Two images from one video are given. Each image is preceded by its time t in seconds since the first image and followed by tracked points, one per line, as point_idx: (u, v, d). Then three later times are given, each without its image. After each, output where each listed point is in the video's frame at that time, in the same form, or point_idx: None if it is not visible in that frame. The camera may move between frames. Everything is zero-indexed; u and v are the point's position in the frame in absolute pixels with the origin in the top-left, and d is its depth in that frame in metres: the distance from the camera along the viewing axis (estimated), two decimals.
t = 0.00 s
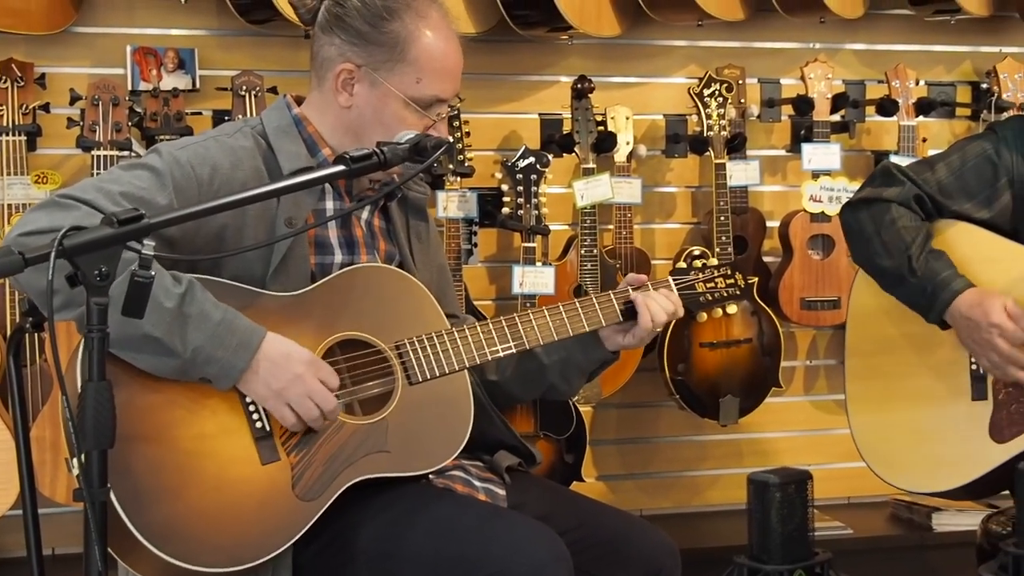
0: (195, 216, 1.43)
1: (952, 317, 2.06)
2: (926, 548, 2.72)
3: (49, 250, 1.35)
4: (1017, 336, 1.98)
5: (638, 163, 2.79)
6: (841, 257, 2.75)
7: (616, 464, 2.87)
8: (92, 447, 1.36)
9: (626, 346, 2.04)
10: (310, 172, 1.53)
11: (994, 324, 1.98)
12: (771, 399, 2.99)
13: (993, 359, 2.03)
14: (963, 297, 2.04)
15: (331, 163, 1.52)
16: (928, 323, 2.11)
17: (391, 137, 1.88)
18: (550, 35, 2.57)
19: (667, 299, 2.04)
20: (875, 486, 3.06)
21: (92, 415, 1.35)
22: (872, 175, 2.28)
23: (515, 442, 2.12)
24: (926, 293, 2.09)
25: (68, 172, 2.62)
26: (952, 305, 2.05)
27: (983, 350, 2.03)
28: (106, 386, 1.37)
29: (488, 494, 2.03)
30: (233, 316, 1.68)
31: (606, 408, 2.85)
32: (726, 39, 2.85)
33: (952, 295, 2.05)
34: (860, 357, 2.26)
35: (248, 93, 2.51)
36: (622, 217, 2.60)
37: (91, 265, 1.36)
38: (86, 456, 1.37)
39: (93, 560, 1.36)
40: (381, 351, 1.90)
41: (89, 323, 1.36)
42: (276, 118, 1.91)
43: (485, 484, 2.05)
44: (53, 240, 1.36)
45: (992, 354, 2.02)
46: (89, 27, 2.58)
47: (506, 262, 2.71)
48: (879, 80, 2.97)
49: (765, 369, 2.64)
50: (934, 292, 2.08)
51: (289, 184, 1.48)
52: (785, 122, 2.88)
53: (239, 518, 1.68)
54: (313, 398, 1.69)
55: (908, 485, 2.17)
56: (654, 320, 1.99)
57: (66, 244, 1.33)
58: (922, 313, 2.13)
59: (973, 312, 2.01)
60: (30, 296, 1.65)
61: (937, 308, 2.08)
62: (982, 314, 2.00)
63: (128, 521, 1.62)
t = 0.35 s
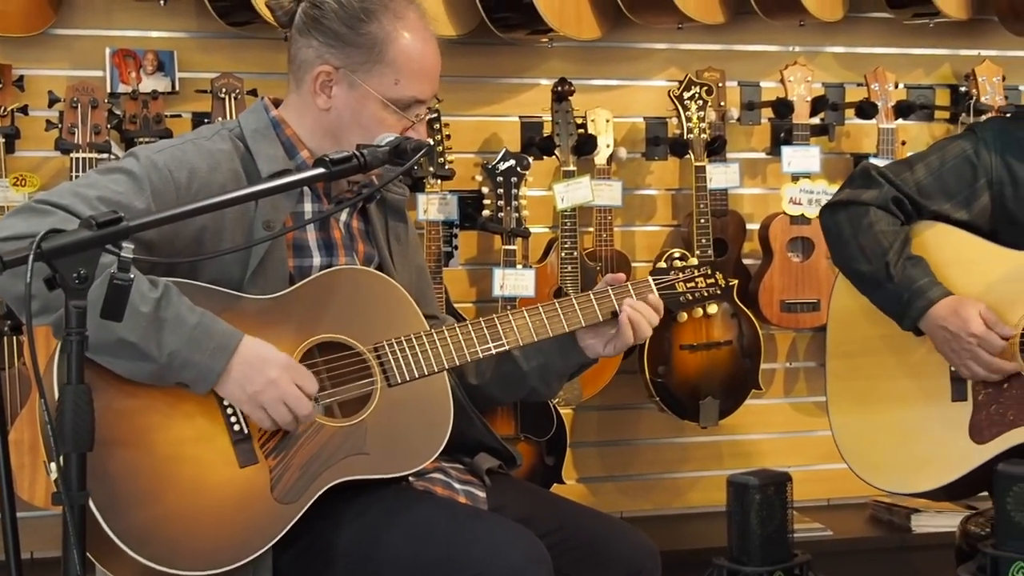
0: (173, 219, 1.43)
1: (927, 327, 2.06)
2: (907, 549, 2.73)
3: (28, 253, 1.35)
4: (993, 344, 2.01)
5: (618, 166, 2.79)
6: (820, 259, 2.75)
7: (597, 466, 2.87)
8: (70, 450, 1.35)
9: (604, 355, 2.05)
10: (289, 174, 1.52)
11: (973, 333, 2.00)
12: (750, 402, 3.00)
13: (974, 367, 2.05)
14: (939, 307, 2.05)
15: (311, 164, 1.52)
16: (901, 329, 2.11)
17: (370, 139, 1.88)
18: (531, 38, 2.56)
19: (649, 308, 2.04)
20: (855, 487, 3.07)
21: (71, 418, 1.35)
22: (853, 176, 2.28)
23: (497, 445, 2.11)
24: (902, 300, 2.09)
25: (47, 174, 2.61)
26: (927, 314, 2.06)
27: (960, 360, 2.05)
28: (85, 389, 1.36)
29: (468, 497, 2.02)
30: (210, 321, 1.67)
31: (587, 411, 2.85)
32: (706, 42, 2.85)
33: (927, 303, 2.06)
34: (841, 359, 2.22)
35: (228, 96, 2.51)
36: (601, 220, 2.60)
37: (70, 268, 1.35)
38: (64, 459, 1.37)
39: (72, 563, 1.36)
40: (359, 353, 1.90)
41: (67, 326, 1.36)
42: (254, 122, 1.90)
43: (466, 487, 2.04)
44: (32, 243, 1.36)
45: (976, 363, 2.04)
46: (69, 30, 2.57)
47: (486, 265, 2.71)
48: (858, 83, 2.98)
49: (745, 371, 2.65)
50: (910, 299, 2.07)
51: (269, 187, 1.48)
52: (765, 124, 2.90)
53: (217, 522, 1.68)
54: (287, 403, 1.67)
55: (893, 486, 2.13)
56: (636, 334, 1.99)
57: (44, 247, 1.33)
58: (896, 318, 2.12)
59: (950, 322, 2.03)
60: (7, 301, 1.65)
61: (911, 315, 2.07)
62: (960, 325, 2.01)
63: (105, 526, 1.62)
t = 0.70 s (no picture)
0: (148, 222, 1.42)
1: (904, 337, 2.07)
2: (884, 550, 2.74)
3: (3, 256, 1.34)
4: (970, 360, 2.02)
5: (596, 168, 2.79)
6: (798, 261, 2.76)
7: (575, 468, 2.88)
8: (46, 454, 1.35)
9: (579, 358, 2.03)
10: (266, 177, 1.52)
11: (950, 350, 2.01)
12: (728, 403, 3.00)
13: (947, 384, 2.06)
14: (916, 321, 2.06)
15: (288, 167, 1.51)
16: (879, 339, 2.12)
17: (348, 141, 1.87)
18: (509, 40, 2.56)
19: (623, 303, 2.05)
20: (832, 489, 3.08)
21: (47, 422, 1.35)
22: (835, 181, 2.28)
23: (474, 446, 2.13)
24: (881, 310, 2.10)
25: (23, 176, 2.60)
26: (906, 325, 2.07)
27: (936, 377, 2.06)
28: (61, 392, 1.36)
29: (447, 498, 2.02)
30: (187, 322, 1.67)
31: (565, 413, 2.86)
32: (684, 44, 2.86)
33: (906, 316, 2.07)
34: (819, 360, 2.22)
35: (205, 98, 2.50)
36: (579, 222, 2.60)
37: (45, 271, 1.35)
38: (41, 463, 1.37)
39: (48, 567, 1.35)
40: (337, 356, 1.89)
41: (43, 329, 1.35)
42: (231, 125, 1.89)
43: (444, 490, 2.04)
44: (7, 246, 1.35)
45: (950, 383, 2.05)
46: (45, 31, 2.56)
47: (464, 267, 2.71)
48: (835, 86, 2.98)
49: (722, 374, 2.65)
50: (888, 311, 2.08)
51: (248, 189, 1.48)
52: (742, 127, 2.90)
53: (194, 525, 1.68)
54: (271, 400, 1.69)
55: (864, 486, 2.13)
56: (602, 329, 1.97)
57: (19, 250, 1.32)
58: (874, 328, 2.13)
59: (926, 338, 2.04)
60: None
61: (890, 325, 2.08)
62: (937, 341, 2.03)
63: (82, 531, 1.61)
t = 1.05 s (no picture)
0: (127, 223, 1.41)
1: (880, 330, 2.07)
2: (862, 551, 2.74)
3: None
4: (941, 349, 2.00)
5: (575, 170, 2.79)
6: (776, 262, 2.77)
7: (553, 470, 2.88)
8: (22, 458, 1.35)
9: (562, 361, 2.01)
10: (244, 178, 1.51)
11: (919, 336, 2.00)
12: (707, 405, 3.01)
13: (922, 370, 2.04)
14: (891, 311, 2.05)
15: (266, 168, 1.50)
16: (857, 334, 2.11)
17: (321, 139, 1.86)
18: (487, 42, 2.55)
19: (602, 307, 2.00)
20: (810, 490, 3.08)
21: (23, 425, 1.34)
22: (810, 185, 2.29)
23: (453, 447, 2.12)
24: (857, 305, 2.09)
25: None
26: (882, 319, 2.06)
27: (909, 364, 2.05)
28: (38, 395, 1.35)
29: (425, 500, 2.02)
30: (164, 332, 1.66)
31: (544, 414, 2.86)
32: (662, 46, 2.86)
33: (882, 309, 2.06)
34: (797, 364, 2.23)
35: (182, 99, 2.50)
36: (558, 224, 2.60)
37: (23, 273, 1.34)
38: (17, 467, 1.36)
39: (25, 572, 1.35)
40: (316, 359, 1.88)
41: (19, 333, 1.34)
42: (206, 127, 1.88)
43: (422, 491, 2.04)
44: None
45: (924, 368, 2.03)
46: (21, 32, 2.55)
47: (443, 269, 2.70)
48: (813, 87, 2.99)
49: (701, 375, 2.66)
50: (865, 305, 2.08)
51: (224, 192, 1.47)
52: (721, 128, 2.90)
53: (173, 529, 1.67)
54: (241, 420, 1.67)
55: (848, 490, 2.13)
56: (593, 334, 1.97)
57: None
58: (851, 323, 2.13)
59: (898, 328, 2.03)
60: None
61: (867, 320, 2.08)
62: (907, 330, 2.02)
63: (60, 536, 1.60)
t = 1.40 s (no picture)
0: (106, 225, 1.39)
1: (863, 336, 2.07)
2: (840, 552, 2.75)
3: None
4: (931, 353, 2.00)
5: (554, 171, 2.80)
6: (755, 264, 2.77)
7: (533, 472, 2.88)
8: None
9: (539, 361, 2.02)
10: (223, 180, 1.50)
11: (908, 343, 2.01)
12: (686, 406, 3.01)
13: (912, 378, 2.04)
14: (873, 315, 2.06)
15: (245, 171, 1.49)
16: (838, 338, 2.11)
17: (302, 129, 1.85)
18: (467, 43, 2.55)
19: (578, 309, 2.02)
20: (789, 491, 3.09)
21: None
22: (789, 187, 2.30)
23: (433, 450, 2.12)
24: (836, 310, 2.10)
25: None
26: (861, 323, 2.07)
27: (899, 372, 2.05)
28: (16, 397, 1.35)
29: (404, 503, 2.02)
30: (143, 330, 1.65)
31: (523, 416, 2.86)
32: (642, 48, 2.86)
33: (862, 314, 2.07)
34: (776, 366, 2.23)
35: (160, 101, 2.49)
36: (537, 225, 2.61)
37: None
38: None
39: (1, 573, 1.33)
40: (296, 361, 1.87)
41: None
42: (185, 126, 1.88)
43: (402, 493, 2.04)
44: None
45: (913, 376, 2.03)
46: None
47: (422, 270, 2.71)
48: (792, 89, 3.00)
49: (680, 377, 2.67)
50: (843, 310, 2.09)
51: (203, 194, 1.45)
52: (700, 130, 2.91)
53: (152, 530, 1.67)
54: (225, 412, 1.67)
55: (819, 490, 2.13)
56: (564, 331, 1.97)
57: None
58: (832, 328, 2.13)
59: (889, 335, 2.03)
60: None
61: (845, 325, 2.08)
62: (899, 336, 2.02)
63: (37, 535, 1.60)
